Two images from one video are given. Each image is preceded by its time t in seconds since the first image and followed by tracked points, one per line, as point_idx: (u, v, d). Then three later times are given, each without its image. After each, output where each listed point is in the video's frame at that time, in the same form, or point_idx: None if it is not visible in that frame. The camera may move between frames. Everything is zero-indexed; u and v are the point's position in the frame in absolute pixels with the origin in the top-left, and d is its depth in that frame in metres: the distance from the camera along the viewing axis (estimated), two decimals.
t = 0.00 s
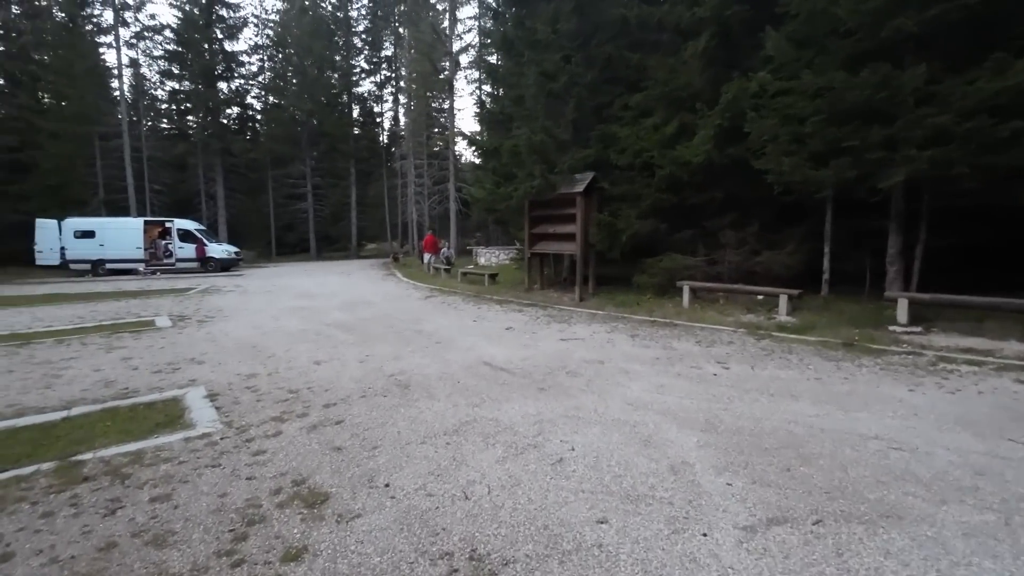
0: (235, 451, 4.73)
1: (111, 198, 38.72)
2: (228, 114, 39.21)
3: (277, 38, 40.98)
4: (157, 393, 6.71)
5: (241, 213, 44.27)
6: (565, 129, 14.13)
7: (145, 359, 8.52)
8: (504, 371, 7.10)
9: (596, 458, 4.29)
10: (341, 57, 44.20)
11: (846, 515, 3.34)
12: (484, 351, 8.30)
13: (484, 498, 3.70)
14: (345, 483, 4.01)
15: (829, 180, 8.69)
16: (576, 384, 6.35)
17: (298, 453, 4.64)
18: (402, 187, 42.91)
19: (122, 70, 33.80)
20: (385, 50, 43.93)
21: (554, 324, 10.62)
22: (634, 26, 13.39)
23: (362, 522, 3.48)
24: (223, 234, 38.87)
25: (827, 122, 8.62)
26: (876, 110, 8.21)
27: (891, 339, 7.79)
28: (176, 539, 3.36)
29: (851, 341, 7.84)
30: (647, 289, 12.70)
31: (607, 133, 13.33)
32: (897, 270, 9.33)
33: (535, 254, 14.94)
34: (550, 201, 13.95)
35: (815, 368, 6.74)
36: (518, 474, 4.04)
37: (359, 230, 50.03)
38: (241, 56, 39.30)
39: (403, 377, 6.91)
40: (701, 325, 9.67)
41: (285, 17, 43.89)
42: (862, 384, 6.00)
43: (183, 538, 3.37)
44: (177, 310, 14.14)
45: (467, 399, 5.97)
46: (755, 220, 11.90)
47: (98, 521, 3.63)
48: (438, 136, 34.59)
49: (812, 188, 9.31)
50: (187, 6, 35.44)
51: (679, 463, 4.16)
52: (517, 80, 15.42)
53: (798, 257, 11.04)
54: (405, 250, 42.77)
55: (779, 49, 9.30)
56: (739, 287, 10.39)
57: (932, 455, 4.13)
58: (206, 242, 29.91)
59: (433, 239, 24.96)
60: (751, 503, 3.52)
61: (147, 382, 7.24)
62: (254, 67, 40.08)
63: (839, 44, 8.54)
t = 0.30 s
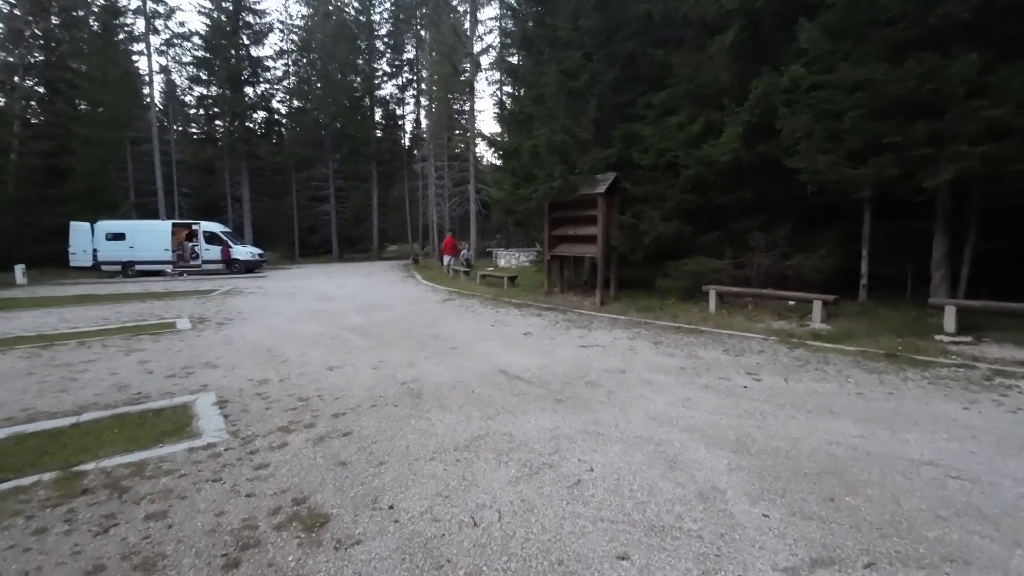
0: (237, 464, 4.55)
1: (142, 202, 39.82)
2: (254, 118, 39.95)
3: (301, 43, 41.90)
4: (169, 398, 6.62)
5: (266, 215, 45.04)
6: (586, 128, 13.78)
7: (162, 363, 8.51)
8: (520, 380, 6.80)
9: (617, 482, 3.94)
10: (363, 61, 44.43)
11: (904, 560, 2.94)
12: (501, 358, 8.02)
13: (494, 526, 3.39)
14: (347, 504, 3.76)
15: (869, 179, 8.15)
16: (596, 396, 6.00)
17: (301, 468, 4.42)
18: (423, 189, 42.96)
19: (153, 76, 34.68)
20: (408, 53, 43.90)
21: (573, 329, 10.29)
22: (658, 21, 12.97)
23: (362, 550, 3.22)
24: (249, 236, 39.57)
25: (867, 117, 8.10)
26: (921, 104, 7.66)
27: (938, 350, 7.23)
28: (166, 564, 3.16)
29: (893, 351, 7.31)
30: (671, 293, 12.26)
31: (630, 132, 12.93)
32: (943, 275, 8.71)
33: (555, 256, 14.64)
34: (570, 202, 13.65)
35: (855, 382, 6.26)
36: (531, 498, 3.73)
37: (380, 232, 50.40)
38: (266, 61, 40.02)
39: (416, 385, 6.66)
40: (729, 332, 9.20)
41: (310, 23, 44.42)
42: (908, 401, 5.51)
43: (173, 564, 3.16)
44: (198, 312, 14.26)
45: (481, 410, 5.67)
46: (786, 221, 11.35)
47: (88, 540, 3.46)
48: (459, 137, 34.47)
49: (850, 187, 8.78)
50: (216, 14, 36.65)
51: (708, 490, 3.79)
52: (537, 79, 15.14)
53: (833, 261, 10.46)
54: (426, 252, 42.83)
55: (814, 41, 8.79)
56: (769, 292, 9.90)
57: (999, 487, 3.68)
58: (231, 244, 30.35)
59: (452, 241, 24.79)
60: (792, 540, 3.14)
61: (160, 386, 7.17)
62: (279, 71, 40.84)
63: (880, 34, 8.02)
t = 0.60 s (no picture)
0: (224, 480, 4.28)
1: (163, 205, 40.56)
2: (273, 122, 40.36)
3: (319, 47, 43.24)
4: (166, 405, 6.43)
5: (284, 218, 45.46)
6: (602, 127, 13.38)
7: (165, 367, 8.36)
8: (529, 390, 6.42)
9: (630, 509, 3.55)
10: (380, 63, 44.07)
11: None
12: (510, 366, 7.65)
13: (491, 563, 3.03)
14: (331, 531, 3.44)
15: (906, 176, 7.59)
16: (609, 410, 5.60)
17: (289, 486, 4.12)
18: (439, 192, 42.81)
19: (174, 82, 35.25)
20: (424, 55, 43.72)
21: (587, 334, 9.89)
22: (676, 16, 12.51)
23: None
24: (266, 239, 39.90)
25: (904, 109, 7.55)
26: (964, 94, 7.10)
27: (984, 361, 6.65)
28: None
29: (934, 363, 6.74)
30: (690, 298, 11.76)
31: (647, 130, 12.48)
32: (988, 279, 8.08)
33: (569, 259, 14.32)
34: (585, 204, 13.39)
35: (893, 396, 5.74)
36: (534, 529, 3.36)
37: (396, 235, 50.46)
38: (285, 65, 40.41)
39: (420, 395, 6.33)
40: (753, 339, 8.70)
41: (328, 27, 44.79)
42: (956, 419, 4.98)
43: None
44: (210, 315, 14.21)
45: (486, 424, 5.32)
46: (814, 222, 10.77)
47: (52, 566, 3.21)
48: (474, 139, 34.20)
49: (884, 185, 8.23)
50: (235, 19, 37.13)
51: (733, 522, 3.37)
52: (552, 77, 14.77)
53: (864, 264, 9.87)
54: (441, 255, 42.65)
55: (845, 29, 8.26)
56: (794, 297, 9.36)
57: None
58: (248, 246, 30.54)
59: (467, 243, 24.50)
60: None
61: (159, 393, 6.99)
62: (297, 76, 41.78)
63: (917, 20, 7.48)
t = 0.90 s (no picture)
0: (206, 501, 4.02)
1: (182, 208, 41.11)
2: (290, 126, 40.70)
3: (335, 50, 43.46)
4: (160, 415, 6.22)
5: (300, 221, 45.81)
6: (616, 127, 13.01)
7: (166, 374, 8.19)
8: (536, 404, 6.07)
9: (641, 547, 3.18)
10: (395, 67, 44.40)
11: None
12: (517, 376, 7.32)
13: None
14: (312, 565, 3.15)
15: (944, 175, 7.10)
16: (620, 427, 5.22)
17: (273, 509, 3.85)
18: (452, 194, 42.69)
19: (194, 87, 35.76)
20: (438, 58, 43.61)
21: (600, 342, 9.50)
22: (693, 11, 12.10)
23: None
24: (282, 241, 40.19)
25: (940, 104, 7.06)
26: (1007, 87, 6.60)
27: None
28: None
29: (975, 377, 6.23)
30: (708, 303, 11.27)
31: (663, 129, 12.06)
32: None
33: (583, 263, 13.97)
34: (599, 207, 13.08)
35: (932, 415, 5.27)
36: (533, 568, 3.02)
37: (410, 237, 50.50)
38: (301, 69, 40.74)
39: (421, 408, 6.03)
40: (774, 349, 8.24)
41: (343, 32, 45.10)
42: (1005, 444, 4.52)
43: None
44: (219, 319, 14.11)
45: (488, 441, 4.98)
46: (839, 224, 10.24)
47: None
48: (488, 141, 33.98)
49: (918, 185, 7.72)
50: (253, 25, 37.68)
51: (757, 563, 3.00)
52: (564, 76, 14.43)
53: (894, 269, 9.33)
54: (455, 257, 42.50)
55: (875, 20, 7.79)
56: (819, 304, 8.87)
57: None
58: (264, 249, 30.70)
59: (479, 246, 24.21)
60: None
61: (156, 401, 6.81)
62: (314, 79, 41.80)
63: (955, 9, 7.00)
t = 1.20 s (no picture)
0: (188, 523, 3.74)
1: (200, 211, 41.63)
2: (306, 128, 40.96)
3: (350, 53, 43.65)
4: (155, 423, 6.01)
5: (316, 223, 46.09)
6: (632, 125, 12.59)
7: (169, 379, 8.01)
8: (546, 417, 5.69)
9: None
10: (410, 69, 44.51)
11: None
12: (528, 385, 6.96)
13: None
14: None
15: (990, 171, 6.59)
16: (636, 445, 4.82)
17: (256, 535, 3.55)
18: (466, 196, 42.52)
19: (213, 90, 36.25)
20: (453, 60, 43.46)
21: (615, 348, 9.10)
22: (713, 4, 11.64)
23: None
24: (297, 244, 40.40)
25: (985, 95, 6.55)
26: None
27: None
28: None
29: None
30: (728, 308, 10.79)
31: (681, 128, 11.63)
32: None
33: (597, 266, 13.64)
34: (614, 208, 12.77)
35: (983, 435, 4.77)
36: None
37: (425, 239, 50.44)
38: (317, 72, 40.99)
39: (425, 420, 5.71)
40: (802, 358, 7.75)
41: (359, 35, 45.32)
42: None
43: None
44: (229, 321, 14.01)
45: (493, 459, 4.62)
46: (870, 224, 9.69)
47: None
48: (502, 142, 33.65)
49: (959, 182, 7.18)
50: (270, 29, 38.08)
51: None
52: (579, 74, 14.07)
53: (929, 273, 8.76)
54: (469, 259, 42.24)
55: (912, 6, 7.28)
56: (849, 310, 8.36)
57: None
58: (279, 251, 30.86)
59: (492, 248, 23.89)
60: None
61: (156, 408, 6.60)
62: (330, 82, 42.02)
63: None
